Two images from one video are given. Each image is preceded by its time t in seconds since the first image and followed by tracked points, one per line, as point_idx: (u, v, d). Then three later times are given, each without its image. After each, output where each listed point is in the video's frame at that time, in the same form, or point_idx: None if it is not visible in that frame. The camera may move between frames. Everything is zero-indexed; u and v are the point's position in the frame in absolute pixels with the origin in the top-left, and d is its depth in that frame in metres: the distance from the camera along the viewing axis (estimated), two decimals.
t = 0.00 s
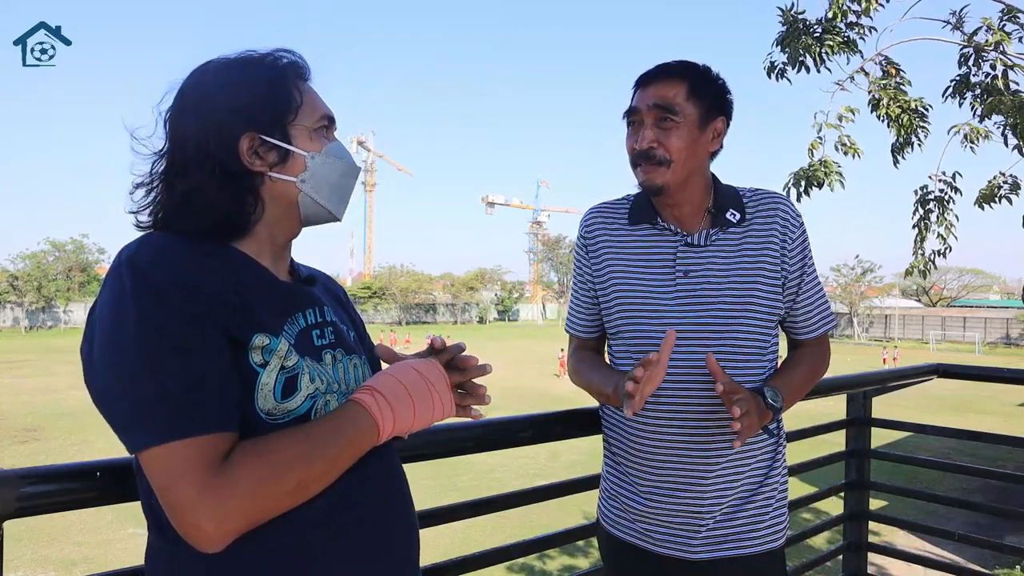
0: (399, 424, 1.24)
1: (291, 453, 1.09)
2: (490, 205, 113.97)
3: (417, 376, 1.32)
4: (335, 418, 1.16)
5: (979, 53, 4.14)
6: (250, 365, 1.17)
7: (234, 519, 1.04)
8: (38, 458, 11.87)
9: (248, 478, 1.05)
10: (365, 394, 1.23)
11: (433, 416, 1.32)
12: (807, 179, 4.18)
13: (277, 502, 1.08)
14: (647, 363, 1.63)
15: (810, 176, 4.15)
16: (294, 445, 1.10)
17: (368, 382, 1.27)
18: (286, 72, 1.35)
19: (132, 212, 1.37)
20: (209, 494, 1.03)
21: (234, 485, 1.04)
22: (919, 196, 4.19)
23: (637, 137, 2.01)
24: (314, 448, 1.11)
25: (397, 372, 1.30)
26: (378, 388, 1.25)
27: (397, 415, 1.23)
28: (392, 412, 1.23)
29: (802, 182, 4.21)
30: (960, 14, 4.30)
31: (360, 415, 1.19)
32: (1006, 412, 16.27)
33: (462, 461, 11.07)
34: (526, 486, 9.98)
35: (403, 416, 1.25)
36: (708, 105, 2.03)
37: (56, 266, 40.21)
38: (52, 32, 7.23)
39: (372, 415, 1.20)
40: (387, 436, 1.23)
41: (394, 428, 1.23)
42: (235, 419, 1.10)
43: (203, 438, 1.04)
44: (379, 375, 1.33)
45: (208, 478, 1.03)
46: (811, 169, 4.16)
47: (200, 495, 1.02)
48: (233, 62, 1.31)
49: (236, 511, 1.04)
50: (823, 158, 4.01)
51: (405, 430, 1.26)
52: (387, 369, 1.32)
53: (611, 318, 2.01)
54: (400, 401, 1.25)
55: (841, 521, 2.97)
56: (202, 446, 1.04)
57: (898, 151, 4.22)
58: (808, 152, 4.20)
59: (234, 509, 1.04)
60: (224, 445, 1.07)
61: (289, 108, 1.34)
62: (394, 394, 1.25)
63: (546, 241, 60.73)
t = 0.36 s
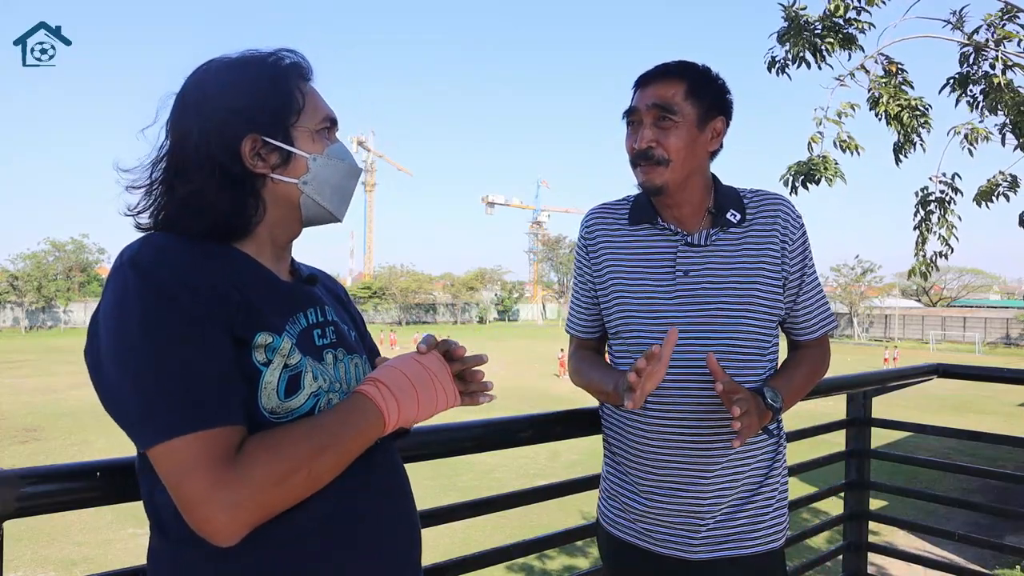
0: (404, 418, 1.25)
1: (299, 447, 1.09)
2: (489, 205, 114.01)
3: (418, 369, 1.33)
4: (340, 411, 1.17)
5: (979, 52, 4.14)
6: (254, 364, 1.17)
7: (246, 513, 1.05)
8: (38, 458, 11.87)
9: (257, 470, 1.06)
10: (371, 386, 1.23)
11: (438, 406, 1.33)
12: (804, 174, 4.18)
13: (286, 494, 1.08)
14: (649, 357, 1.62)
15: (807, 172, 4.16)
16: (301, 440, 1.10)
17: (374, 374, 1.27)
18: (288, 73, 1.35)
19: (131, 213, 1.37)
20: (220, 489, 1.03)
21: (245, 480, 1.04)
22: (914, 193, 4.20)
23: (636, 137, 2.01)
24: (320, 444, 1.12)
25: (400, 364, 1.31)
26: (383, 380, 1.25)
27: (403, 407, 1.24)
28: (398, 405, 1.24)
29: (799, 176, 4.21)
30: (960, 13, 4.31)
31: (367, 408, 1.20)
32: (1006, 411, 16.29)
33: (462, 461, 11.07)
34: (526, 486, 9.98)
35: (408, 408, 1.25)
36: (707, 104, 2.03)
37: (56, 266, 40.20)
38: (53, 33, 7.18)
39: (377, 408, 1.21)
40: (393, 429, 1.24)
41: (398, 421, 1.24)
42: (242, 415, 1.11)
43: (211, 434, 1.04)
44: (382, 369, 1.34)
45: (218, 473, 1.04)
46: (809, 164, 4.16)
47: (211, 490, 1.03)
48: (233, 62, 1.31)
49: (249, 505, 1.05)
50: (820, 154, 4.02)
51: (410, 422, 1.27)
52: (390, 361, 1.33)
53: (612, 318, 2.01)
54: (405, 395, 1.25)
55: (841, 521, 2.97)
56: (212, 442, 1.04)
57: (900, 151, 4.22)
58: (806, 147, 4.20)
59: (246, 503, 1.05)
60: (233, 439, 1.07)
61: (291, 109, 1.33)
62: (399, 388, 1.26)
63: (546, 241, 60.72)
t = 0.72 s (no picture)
0: (402, 419, 1.25)
1: (301, 449, 1.09)
2: (489, 206, 114.02)
3: (414, 367, 1.33)
4: (340, 413, 1.17)
5: (979, 53, 4.14)
6: (254, 365, 1.17)
7: (247, 515, 1.05)
8: (38, 458, 11.87)
9: (257, 471, 1.06)
10: (369, 389, 1.24)
11: (435, 407, 1.34)
12: (801, 175, 4.18)
13: (286, 497, 1.08)
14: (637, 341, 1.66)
15: (805, 173, 4.16)
16: (302, 442, 1.11)
17: (370, 377, 1.27)
18: (291, 73, 1.35)
19: (133, 214, 1.37)
20: (220, 490, 1.03)
21: (245, 482, 1.05)
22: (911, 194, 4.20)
23: (634, 144, 2.01)
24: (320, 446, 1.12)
25: (398, 366, 1.31)
26: (381, 382, 1.25)
27: (401, 408, 1.24)
28: (397, 407, 1.24)
29: (796, 177, 4.22)
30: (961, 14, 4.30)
31: (365, 411, 1.20)
32: (1006, 412, 16.29)
33: (462, 461, 11.07)
34: (526, 486, 9.98)
35: (405, 409, 1.26)
36: (706, 107, 2.02)
37: (56, 266, 40.20)
38: (54, 34, 7.18)
39: (376, 410, 1.21)
40: (392, 430, 1.24)
41: (397, 422, 1.24)
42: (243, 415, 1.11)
43: (212, 435, 1.04)
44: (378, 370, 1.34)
45: (218, 474, 1.04)
46: (806, 165, 4.16)
47: (211, 491, 1.03)
48: (234, 61, 1.31)
49: (250, 506, 1.05)
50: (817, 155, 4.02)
51: (408, 422, 1.28)
52: (386, 362, 1.33)
53: (613, 317, 2.00)
54: (403, 396, 1.26)
55: (841, 521, 2.97)
56: (213, 443, 1.04)
57: (902, 152, 4.22)
58: (804, 149, 4.21)
59: (247, 504, 1.05)
60: (234, 440, 1.07)
61: (293, 110, 1.33)
62: (398, 390, 1.26)
63: (546, 241, 60.74)
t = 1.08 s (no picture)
0: (399, 424, 1.25)
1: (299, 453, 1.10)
2: (489, 206, 114.02)
3: (411, 368, 1.33)
4: (336, 419, 1.17)
5: (979, 54, 4.15)
6: (253, 366, 1.17)
7: (243, 518, 1.05)
8: (39, 458, 11.87)
9: (255, 474, 1.06)
10: (365, 395, 1.24)
11: (429, 411, 1.33)
12: (803, 182, 4.18)
13: (284, 500, 1.08)
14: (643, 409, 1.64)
15: (807, 178, 4.16)
16: (299, 444, 1.11)
17: (365, 383, 1.27)
18: (298, 75, 1.35)
19: (137, 208, 1.37)
20: (217, 493, 1.03)
21: (242, 484, 1.04)
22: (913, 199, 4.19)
23: (640, 130, 2.02)
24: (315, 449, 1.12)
25: (393, 372, 1.30)
26: (377, 390, 1.25)
27: (397, 414, 1.25)
28: (393, 412, 1.24)
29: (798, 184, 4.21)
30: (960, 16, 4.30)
31: (360, 415, 1.20)
32: (1006, 412, 16.28)
33: (462, 461, 11.06)
34: (526, 486, 9.97)
35: (402, 412, 1.26)
36: (712, 100, 2.03)
37: (56, 266, 40.19)
38: (51, 32, 7.02)
39: (373, 415, 1.22)
40: (388, 434, 1.24)
41: (394, 426, 1.24)
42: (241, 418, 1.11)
43: (209, 437, 1.04)
44: (371, 372, 1.34)
45: (215, 476, 1.04)
46: (808, 172, 4.16)
47: (207, 494, 1.02)
48: (238, 62, 1.30)
49: (246, 510, 1.05)
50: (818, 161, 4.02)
51: (404, 426, 1.27)
52: (382, 366, 1.33)
53: (613, 316, 2.01)
54: (398, 401, 1.26)
55: (841, 521, 2.97)
56: (211, 445, 1.04)
57: (902, 154, 4.22)
58: (805, 155, 4.20)
59: (244, 507, 1.04)
60: (231, 442, 1.07)
61: (294, 113, 1.32)
62: (394, 395, 1.26)
63: (546, 241, 60.74)
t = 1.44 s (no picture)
0: (397, 425, 1.25)
1: (297, 454, 1.10)
2: (489, 206, 114.06)
3: (409, 370, 1.33)
4: (335, 420, 1.18)
5: (979, 55, 4.14)
6: (252, 368, 1.17)
7: (239, 521, 1.04)
8: (38, 458, 11.86)
9: (252, 476, 1.06)
10: (363, 398, 1.24)
11: (426, 412, 1.34)
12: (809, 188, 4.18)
13: (282, 501, 1.09)
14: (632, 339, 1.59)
15: (812, 183, 4.15)
16: (296, 445, 1.11)
17: (363, 386, 1.27)
18: (302, 76, 1.34)
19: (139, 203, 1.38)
20: (213, 494, 1.03)
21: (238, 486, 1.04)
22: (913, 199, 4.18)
23: (642, 136, 2.01)
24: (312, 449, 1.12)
25: (391, 374, 1.31)
26: (374, 391, 1.26)
27: (394, 416, 1.25)
28: (390, 414, 1.25)
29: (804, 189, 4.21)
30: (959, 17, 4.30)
31: (358, 417, 1.20)
32: (1005, 411, 16.28)
33: (462, 461, 11.06)
34: (526, 486, 9.97)
35: (399, 414, 1.26)
36: (716, 107, 2.02)
37: (56, 266, 40.20)
38: (53, 33, 6.32)
39: (370, 418, 1.22)
40: (387, 434, 1.24)
41: (393, 428, 1.25)
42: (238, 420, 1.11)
43: (206, 439, 1.04)
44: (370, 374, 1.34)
45: (211, 478, 1.03)
46: (812, 177, 4.16)
47: (204, 496, 1.02)
48: (243, 62, 1.31)
49: (241, 512, 1.04)
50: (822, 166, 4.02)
51: (402, 427, 1.28)
52: (379, 368, 1.33)
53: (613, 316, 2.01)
54: (397, 403, 1.26)
55: (841, 521, 2.97)
56: (207, 447, 1.04)
57: (904, 156, 4.22)
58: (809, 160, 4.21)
59: (240, 510, 1.04)
60: (228, 444, 1.07)
61: (294, 113, 1.32)
62: (393, 398, 1.26)
63: (546, 241, 60.74)
